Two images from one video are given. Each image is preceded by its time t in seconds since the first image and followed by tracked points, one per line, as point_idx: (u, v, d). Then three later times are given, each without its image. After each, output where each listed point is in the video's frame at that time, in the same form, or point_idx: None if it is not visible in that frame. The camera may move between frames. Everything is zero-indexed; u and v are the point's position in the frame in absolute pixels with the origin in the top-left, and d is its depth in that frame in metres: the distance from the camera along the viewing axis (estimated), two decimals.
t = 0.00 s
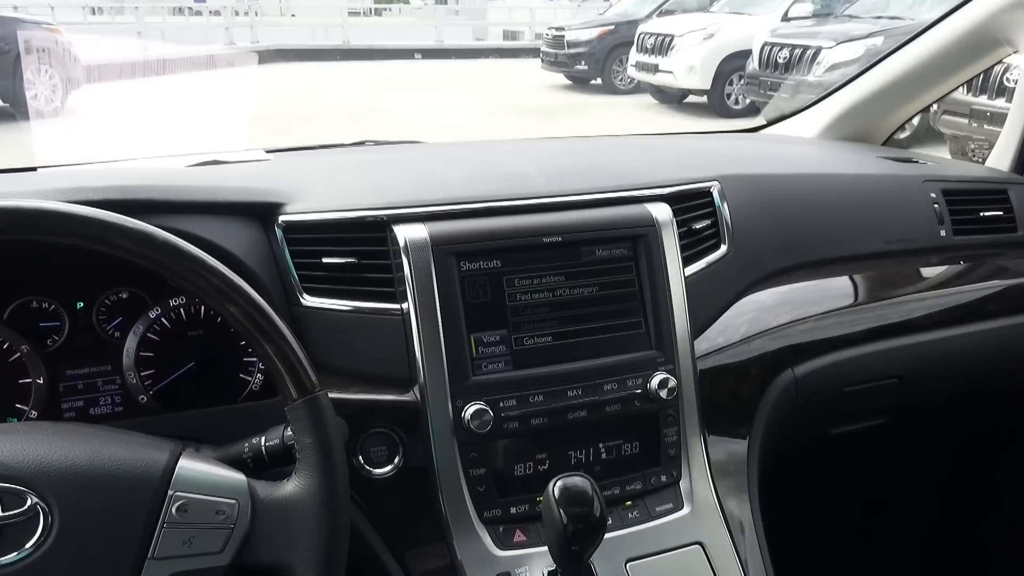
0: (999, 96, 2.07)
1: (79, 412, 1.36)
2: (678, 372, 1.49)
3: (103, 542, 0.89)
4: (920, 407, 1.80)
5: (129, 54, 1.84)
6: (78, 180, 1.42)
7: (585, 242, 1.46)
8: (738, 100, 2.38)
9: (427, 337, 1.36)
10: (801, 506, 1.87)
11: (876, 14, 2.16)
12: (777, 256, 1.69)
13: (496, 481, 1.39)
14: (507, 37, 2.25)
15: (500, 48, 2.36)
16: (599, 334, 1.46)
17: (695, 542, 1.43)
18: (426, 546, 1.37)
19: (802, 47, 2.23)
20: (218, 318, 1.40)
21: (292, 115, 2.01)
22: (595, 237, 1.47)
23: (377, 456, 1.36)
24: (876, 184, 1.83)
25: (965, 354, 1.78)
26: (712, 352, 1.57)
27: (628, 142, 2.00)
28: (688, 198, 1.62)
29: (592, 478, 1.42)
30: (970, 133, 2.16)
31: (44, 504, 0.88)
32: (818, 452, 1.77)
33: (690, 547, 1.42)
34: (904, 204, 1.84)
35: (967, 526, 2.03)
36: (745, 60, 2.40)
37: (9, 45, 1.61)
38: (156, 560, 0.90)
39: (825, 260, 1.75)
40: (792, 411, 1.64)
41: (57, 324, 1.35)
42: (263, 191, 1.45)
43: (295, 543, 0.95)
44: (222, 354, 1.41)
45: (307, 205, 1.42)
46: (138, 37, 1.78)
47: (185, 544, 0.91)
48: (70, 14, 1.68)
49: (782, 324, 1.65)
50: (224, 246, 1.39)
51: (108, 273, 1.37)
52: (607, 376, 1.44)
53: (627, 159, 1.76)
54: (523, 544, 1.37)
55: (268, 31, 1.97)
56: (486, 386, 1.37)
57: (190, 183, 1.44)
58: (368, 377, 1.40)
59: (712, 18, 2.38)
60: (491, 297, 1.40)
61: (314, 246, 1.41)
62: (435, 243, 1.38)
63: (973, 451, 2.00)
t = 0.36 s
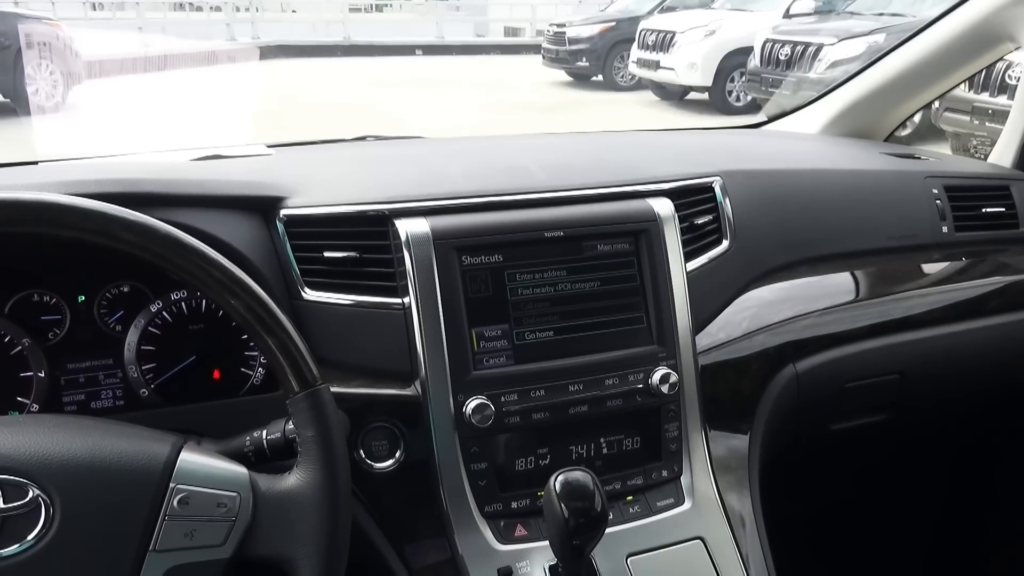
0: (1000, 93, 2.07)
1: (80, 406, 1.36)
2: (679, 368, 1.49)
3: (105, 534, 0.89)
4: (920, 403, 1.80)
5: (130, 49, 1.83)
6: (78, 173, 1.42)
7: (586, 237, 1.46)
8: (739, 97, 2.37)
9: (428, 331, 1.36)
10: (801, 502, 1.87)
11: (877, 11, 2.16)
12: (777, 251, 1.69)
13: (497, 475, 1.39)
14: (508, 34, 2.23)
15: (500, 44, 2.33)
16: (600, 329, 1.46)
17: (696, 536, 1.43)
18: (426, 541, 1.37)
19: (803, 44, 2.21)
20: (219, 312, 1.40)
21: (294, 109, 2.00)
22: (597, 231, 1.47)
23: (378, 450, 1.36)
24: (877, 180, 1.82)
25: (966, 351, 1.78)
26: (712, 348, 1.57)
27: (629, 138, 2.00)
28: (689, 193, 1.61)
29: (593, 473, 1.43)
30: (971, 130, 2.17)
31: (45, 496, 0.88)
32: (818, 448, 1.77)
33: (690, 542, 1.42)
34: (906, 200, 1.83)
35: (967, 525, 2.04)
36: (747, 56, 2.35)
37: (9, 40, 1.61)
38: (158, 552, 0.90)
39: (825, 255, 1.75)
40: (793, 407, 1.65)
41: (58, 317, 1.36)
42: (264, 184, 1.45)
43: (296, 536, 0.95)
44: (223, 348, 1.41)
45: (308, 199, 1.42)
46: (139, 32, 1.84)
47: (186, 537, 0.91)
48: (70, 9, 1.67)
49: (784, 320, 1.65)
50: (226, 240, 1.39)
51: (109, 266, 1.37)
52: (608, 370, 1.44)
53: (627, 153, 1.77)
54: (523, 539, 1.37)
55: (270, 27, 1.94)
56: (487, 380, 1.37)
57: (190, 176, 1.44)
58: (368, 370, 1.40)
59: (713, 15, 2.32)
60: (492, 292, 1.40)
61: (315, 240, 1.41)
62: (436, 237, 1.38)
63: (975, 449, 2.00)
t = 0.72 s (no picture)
0: (1003, 91, 2.07)
1: (82, 402, 1.36)
2: (680, 365, 1.49)
3: (107, 528, 0.89)
4: (922, 401, 1.80)
5: (133, 45, 1.81)
6: (81, 169, 1.42)
7: (588, 234, 1.46)
8: (742, 95, 2.34)
9: (430, 327, 1.36)
10: (802, 498, 1.88)
11: (880, 9, 2.14)
12: (780, 249, 1.69)
13: (498, 472, 1.40)
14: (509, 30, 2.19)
15: (502, 41, 2.31)
16: (602, 325, 1.46)
17: (697, 533, 1.43)
18: (427, 536, 1.37)
19: (806, 40, 2.20)
20: (221, 308, 1.41)
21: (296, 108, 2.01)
22: (598, 228, 1.47)
23: (379, 447, 1.36)
24: (879, 178, 1.82)
25: (967, 348, 1.78)
26: (714, 345, 1.57)
27: (631, 135, 2.00)
28: (690, 190, 1.62)
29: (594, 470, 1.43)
30: (973, 127, 2.17)
31: (48, 491, 0.89)
32: (819, 445, 1.77)
33: (691, 539, 1.42)
34: (908, 198, 1.83)
35: (966, 524, 2.04)
36: (749, 53, 2.32)
37: (11, 37, 1.62)
38: (160, 547, 0.91)
39: (828, 253, 1.75)
40: (794, 404, 1.65)
41: (60, 313, 1.36)
42: (266, 180, 1.45)
43: (297, 531, 0.95)
44: (225, 344, 1.42)
45: (310, 195, 1.42)
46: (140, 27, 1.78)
47: (189, 532, 0.91)
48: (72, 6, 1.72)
49: (785, 318, 1.65)
50: (228, 236, 1.39)
51: (111, 263, 1.37)
52: (609, 367, 1.44)
53: (629, 150, 1.77)
54: (524, 535, 1.37)
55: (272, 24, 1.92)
56: (488, 377, 1.38)
57: (192, 172, 1.44)
58: (370, 367, 1.40)
59: (716, 11, 2.33)
60: (494, 288, 1.40)
61: (318, 236, 1.41)
62: (438, 233, 1.38)
63: (975, 449, 2.00)
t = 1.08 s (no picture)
0: (1013, 91, 2.07)
1: (94, 399, 1.38)
2: (690, 364, 1.49)
3: (120, 524, 0.90)
4: (931, 401, 1.79)
5: (142, 44, 1.83)
6: (93, 167, 1.43)
7: (598, 232, 1.46)
8: (749, 94, 2.35)
9: (440, 326, 1.37)
10: (812, 498, 1.87)
11: (889, 7, 2.14)
12: (791, 248, 1.68)
13: (508, 471, 1.40)
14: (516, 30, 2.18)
15: (509, 40, 2.25)
16: (612, 324, 1.46)
17: (707, 532, 1.43)
18: (435, 535, 1.37)
19: (813, 40, 2.19)
20: (232, 306, 1.41)
21: (304, 106, 2.01)
22: (608, 226, 1.47)
23: (389, 445, 1.37)
24: (890, 178, 1.81)
25: (977, 348, 1.78)
26: (723, 344, 1.57)
27: (640, 134, 2.00)
28: (700, 189, 1.62)
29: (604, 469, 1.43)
30: (984, 126, 2.16)
31: (62, 487, 0.89)
32: (829, 445, 1.77)
33: (702, 538, 1.42)
34: (918, 197, 1.82)
35: (977, 528, 2.02)
36: (756, 53, 2.33)
37: (21, 35, 1.63)
38: (173, 543, 0.91)
39: (837, 253, 1.74)
40: (804, 404, 1.64)
41: (72, 310, 1.37)
42: (276, 179, 1.45)
43: (310, 528, 0.95)
44: (236, 342, 1.42)
45: (320, 193, 1.43)
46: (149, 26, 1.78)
47: (202, 528, 0.91)
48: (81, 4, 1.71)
49: (795, 317, 1.65)
50: (240, 234, 1.40)
51: (123, 260, 1.38)
52: (619, 366, 1.44)
53: (637, 148, 1.77)
54: (534, 533, 1.37)
55: (279, 22, 1.93)
56: (498, 375, 1.38)
57: (203, 170, 1.45)
58: (380, 364, 1.41)
59: (723, 11, 2.30)
60: (504, 287, 1.40)
61: (328, 234, 1.42)
62: (448, 232, 1.38)
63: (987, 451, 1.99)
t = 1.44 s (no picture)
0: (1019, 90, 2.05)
1: (99, 395, 1.38)
2: (695, 362, 1.48)
3: (125, 520, 0.90)
4: (936, 401, 1.79)
5: (149, 43, 1.83)
6: (100, 164, 1.43)
7: (603, 230, 1.46)
8: (754, 93, 2.33)
9: (445, 323, 1.37)
10: (818, 496, 1.87)
11: (895, 6, 2.14)
12: (796, 247, 1.68)
13: (512, 469, 1.40)
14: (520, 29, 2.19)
15: (514, 39, 2.25)
16: (617, 322, 1.46)
17: (712, 531, 1.43)
18: (440, 532, 1.37)
19: (819, 39, 2.19)
20: (237, 303, 1.41)
21: (308, 105, 2.02)
22: (614, 224, 1.47)
23: (394, 442, 1.36)
24: (896, 176, 1.81)
25: (983, 347, 1.77)
26: (728, 343, 1.57)
27: (645, 132, 2.00)
28: (706, 187, 1.61)
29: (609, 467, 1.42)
30: (990, 126, 2.15)
31: (68, 483, 0.89)
32: (835, 445, 1.76)
33: (707, 536, 1.42)
34: (925, 196, 1.81)
35: (982, 528, 2.02)
36: (761, 52, 2.32)
37: (28, 34, 1.64)
38: (177, 540, 0.91)
39: (844, 252, 1.73)
40: (809, 403, 1.64)
41: (78, 307, 1.37)
42: (283, 176, 1.45)
43: (314, 525, 0.95)
44: (241, 339, 1.42)
45: (326, 191, 1.43)
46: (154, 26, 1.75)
47: (206, 524, 0.91)
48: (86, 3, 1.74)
49: (800, 316, 1.65)
50: (245, 231, 1.40)
51: (129, 258, 1.38)
52: (623, 364, 1.44)
53: (642, 147, 1.77)
54: (538, 531, 1.37)
55: (284, 21, 1.93)
56: (503, 373, 1.38)
57: (209, 168, 1.45)
58: (385, 362, 1.40)
59: (727, 11, 2.33)
60: (509, 285, 1.40)
61: (332, 232, 1.41)
62: (454, 229, 1.38)
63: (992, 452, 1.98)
